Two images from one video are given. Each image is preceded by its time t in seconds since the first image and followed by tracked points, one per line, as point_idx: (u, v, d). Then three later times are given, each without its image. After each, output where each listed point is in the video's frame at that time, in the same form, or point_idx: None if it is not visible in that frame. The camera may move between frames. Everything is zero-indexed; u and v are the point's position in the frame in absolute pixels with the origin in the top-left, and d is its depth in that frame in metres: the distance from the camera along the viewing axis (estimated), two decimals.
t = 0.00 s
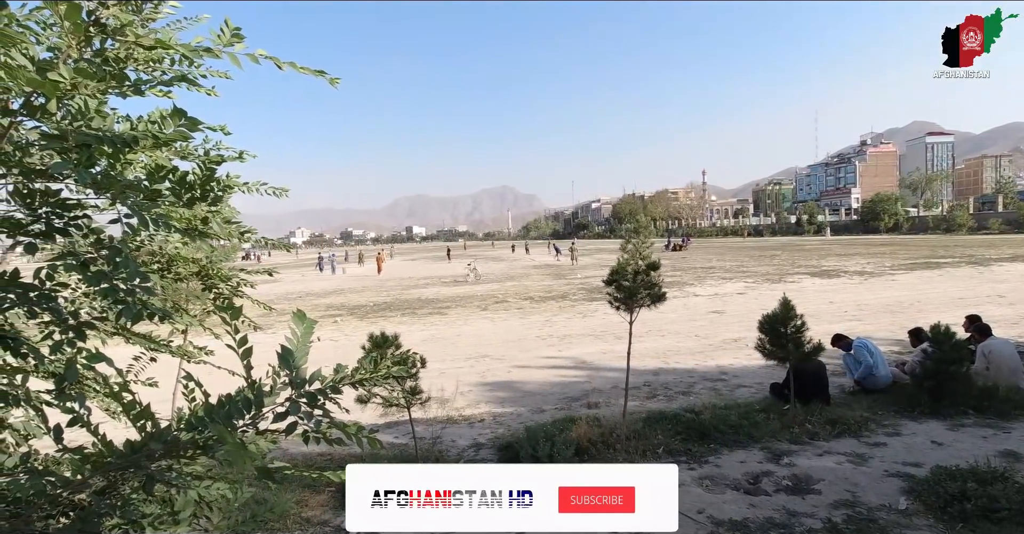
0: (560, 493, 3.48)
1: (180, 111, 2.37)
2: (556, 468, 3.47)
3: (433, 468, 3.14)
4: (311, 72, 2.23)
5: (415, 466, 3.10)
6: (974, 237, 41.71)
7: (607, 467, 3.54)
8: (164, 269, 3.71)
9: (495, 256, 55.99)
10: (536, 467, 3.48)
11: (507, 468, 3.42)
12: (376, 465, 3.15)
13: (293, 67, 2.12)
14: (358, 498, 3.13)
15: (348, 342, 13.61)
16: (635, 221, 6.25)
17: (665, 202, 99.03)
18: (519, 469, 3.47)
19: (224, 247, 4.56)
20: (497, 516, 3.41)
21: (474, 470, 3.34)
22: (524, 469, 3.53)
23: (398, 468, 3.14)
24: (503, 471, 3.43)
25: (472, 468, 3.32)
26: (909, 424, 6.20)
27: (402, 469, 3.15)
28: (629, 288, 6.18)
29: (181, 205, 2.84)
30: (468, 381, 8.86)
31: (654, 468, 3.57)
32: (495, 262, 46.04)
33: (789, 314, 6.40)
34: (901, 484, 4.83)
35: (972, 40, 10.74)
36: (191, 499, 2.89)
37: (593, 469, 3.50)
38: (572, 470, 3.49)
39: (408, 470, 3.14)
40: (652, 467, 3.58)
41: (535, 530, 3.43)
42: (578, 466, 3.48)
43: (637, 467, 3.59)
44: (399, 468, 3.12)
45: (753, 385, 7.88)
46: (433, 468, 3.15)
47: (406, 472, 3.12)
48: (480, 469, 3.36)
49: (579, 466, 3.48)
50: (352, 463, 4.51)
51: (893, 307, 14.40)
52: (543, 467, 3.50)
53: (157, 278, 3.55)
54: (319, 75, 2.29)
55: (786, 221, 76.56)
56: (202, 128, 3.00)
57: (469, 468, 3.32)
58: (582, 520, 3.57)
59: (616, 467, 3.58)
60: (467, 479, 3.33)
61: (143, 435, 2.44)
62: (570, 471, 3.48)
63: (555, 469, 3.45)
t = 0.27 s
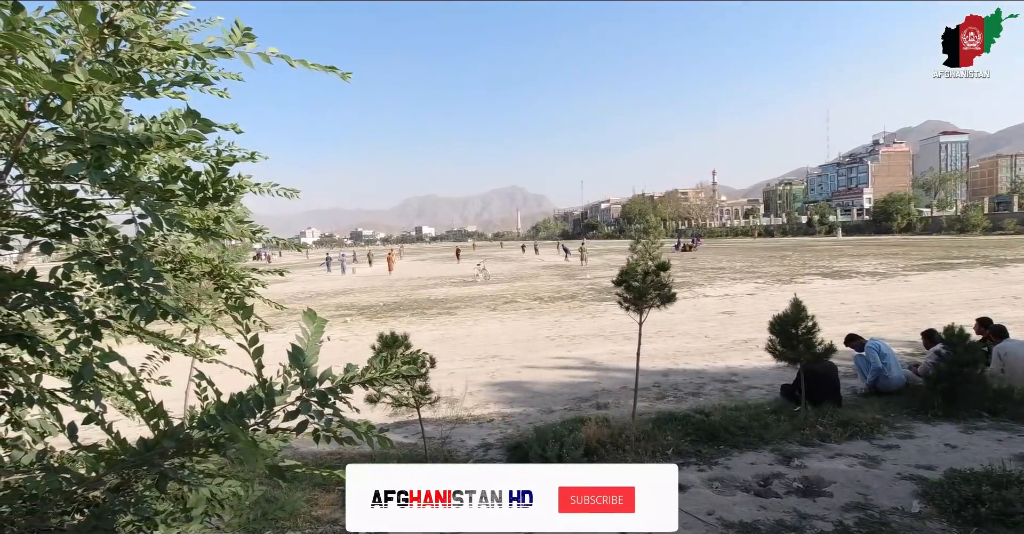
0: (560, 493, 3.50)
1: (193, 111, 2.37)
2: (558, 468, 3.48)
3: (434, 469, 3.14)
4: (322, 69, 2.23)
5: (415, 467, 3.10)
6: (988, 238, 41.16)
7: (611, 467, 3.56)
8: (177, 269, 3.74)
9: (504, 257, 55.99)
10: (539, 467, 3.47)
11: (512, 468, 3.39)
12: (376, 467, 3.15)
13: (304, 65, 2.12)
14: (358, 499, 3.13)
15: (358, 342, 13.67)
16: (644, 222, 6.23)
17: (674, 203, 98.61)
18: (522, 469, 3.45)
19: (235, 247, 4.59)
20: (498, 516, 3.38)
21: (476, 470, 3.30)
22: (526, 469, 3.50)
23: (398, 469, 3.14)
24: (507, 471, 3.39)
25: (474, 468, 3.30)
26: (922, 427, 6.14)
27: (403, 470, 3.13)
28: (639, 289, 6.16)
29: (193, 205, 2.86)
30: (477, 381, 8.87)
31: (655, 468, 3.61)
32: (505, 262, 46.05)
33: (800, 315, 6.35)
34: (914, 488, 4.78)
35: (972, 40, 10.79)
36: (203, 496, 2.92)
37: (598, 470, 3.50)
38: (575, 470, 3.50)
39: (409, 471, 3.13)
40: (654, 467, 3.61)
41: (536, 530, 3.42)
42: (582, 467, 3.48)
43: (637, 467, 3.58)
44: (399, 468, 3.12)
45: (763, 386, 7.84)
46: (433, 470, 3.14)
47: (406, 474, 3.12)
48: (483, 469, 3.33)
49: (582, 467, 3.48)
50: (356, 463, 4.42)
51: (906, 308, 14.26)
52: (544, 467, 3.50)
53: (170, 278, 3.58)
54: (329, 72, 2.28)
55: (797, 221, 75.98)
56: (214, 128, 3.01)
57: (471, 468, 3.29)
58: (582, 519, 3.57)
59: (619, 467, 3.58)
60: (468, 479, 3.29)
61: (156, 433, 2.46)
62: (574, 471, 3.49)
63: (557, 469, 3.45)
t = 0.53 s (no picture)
0: (560, 493, 3.48)
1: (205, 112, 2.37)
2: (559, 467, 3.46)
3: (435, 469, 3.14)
4: (332, 69, 2.23)
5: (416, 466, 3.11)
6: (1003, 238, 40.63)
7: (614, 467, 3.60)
8: (189, 269, 3.77)
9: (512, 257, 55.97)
10: (540, 467, 3.44)
11: (515, 468, 3.34)
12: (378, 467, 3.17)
13: (315, 66, 2.13)
14: (358, 499, 3.16)
15: (367, 342, 13.72)
16: (653, 222, 6.21)
17: (683, 203, 98.18)
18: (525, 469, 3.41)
19: (246, 247, 4.63)
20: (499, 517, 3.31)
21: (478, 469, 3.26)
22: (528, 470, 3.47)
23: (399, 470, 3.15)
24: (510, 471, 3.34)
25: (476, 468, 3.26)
26: (935, 429, 6.08)
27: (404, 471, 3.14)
28: (648, 289, 6.14)
29: (205, 205, 2.88)
30: (486, 381, 8.88)
31: (657, 469, 3.62)
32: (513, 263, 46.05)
33: (811, 315, 6.30)
34: (927, 491, 4.73)
35: (972, 40, 11.44)
36: (214, 495, 2.94)
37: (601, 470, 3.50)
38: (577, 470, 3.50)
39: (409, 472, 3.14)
40: (654, 467, 3.63)
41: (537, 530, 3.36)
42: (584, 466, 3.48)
43: (638, 466, 3.62)
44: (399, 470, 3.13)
45: (773, 387, 7.78)
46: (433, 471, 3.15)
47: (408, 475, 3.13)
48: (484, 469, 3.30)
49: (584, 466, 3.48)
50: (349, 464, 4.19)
51: (919, 309, 14.12)
52: (545, 467, 3.47)
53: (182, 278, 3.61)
54: (338, 71, 2.29)
55: (808, 221, 75.40)
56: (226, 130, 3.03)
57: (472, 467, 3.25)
58: (581, 519, 3.57)
59: (621, 467, 3.61)
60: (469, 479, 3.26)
61: (168, 431, 2.48)
62: (576, 470, 3.49)
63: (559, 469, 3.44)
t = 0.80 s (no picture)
0: (560, 493, 3.47)
1: (214, 113, 2.38)
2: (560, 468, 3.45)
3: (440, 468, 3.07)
4: (341, 73, 2.23)
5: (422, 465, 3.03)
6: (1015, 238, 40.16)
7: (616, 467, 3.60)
8: (198, 269, 3.79)
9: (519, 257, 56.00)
10: (541, 467, 3.42)
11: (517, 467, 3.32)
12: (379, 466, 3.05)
13: (323, 70, 2.12)
14: (357, 499, 3.07)
15: (374, 342, 13.76)
16: (661, 222, 6.19)
17: (690, 203, 97.92)
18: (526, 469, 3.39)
19: (255, 247, 4.65)
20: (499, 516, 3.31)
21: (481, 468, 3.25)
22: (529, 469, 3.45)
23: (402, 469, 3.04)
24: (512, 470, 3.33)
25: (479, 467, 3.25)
26: (946, 431, 6.02)
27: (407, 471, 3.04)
28: (656, 289, 6.13)
29: (214, 206, 2.90)
30: (493, 382, 8.88)
31: (658, 469, 3.61)
32: (520, 263, 46.10)
33: (820, 316, 6.26)
34: (938, 493, 4.68)
35: (972, 40, 11.42)
36: (223, 494, 2.95)
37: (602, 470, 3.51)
38: (578, 470, 3.51)
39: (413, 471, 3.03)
40: (655, 468, 3.62)
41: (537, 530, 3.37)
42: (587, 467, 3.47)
43: (637, 467, 3.61)
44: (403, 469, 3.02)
45: (782, 388, 7.74)
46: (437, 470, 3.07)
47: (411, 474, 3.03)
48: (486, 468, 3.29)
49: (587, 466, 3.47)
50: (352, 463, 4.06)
51: (929, 309, 14.00)
52: (548, 467, 3.46)
53: (192, 277, 3.63)
54: (347, 76, 2.28)
55: (816, 222, 74.94)
56: (235, 131, 3.04)
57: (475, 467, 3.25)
58: (580, 517, 3.60)
59: (622, 468, 3.61)
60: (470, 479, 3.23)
61: (177, 430, 2.49)
62: (578, 470, 3.49)
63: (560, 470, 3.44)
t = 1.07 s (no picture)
0: (559, 492, 3.38)
1: (221, 115, 2.39)
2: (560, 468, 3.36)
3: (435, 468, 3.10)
4: (346, 73, 2.23)
5: (419, 465, 3.07)
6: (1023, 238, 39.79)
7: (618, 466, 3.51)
8: (205, 269, 3.80)
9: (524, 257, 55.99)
10: (541, 467, 3.34)
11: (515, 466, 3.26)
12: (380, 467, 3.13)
13: (329, 70, 2.12)
14: (358, 500, 3.14)
15: (380, 342, 13.79)
16: (666, 222, 6.18)
17: (695, 203, 97.62)
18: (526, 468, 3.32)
19: (261, 247, 4.66)
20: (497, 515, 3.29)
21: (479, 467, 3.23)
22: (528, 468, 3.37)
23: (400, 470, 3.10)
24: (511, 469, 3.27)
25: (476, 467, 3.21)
26: (954, 432, 5.99)
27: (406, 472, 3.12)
28: (660, 289, 6.12)
29: (221, 207, 2.91)
30: (498, 382, 8.88)
31: (658, 468, 3.55)
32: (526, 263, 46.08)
33: (826, 316, 6.23)
34: (945, 494, 4.66)
35: (972, 40, 11.34)
36: (229, 493, 2.96)
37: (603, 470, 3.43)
38: (579, 470, 3.42)
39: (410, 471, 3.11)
40: (655, 466, 3.57)
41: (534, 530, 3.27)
42: (588, 468, 3.38)
43: (637, 467, 3.55)
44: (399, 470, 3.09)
45: (788, 389, 7.71)
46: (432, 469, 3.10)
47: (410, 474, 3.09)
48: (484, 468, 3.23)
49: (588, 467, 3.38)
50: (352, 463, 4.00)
51: (937, 310, 13.91)
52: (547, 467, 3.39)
53: (198, 277, 3.65)
54: (353, 76, 2.28)
55: (822, 222, 74.56)
56: (240, 131, 3.04)
57: (473, 467, 3.22)
58: (580, 518, 3.51)
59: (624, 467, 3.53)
60: (469, 479, 3.22)
61: (184, 430, 2.51)
62: (579, 471, 3.39)
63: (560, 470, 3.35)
